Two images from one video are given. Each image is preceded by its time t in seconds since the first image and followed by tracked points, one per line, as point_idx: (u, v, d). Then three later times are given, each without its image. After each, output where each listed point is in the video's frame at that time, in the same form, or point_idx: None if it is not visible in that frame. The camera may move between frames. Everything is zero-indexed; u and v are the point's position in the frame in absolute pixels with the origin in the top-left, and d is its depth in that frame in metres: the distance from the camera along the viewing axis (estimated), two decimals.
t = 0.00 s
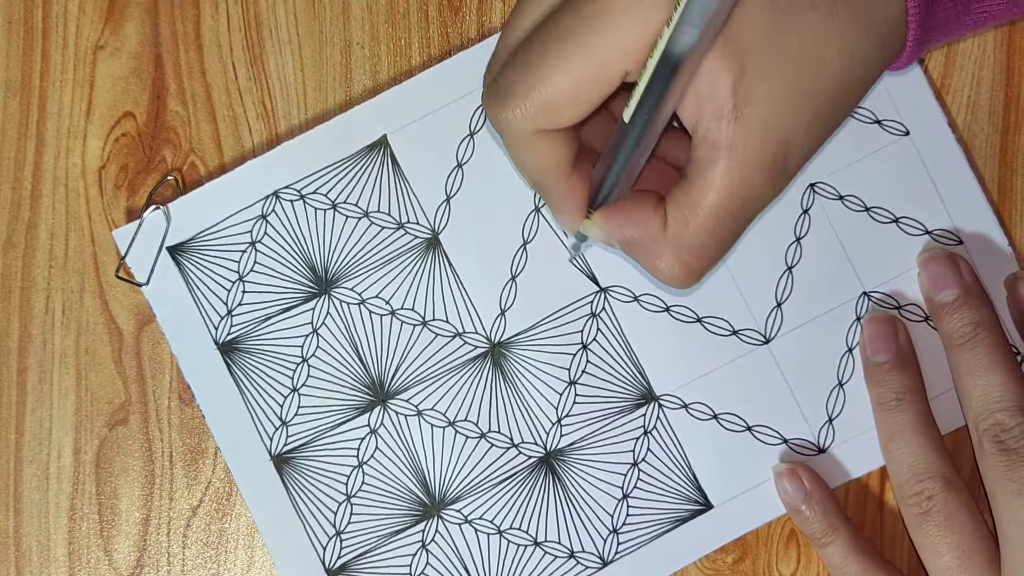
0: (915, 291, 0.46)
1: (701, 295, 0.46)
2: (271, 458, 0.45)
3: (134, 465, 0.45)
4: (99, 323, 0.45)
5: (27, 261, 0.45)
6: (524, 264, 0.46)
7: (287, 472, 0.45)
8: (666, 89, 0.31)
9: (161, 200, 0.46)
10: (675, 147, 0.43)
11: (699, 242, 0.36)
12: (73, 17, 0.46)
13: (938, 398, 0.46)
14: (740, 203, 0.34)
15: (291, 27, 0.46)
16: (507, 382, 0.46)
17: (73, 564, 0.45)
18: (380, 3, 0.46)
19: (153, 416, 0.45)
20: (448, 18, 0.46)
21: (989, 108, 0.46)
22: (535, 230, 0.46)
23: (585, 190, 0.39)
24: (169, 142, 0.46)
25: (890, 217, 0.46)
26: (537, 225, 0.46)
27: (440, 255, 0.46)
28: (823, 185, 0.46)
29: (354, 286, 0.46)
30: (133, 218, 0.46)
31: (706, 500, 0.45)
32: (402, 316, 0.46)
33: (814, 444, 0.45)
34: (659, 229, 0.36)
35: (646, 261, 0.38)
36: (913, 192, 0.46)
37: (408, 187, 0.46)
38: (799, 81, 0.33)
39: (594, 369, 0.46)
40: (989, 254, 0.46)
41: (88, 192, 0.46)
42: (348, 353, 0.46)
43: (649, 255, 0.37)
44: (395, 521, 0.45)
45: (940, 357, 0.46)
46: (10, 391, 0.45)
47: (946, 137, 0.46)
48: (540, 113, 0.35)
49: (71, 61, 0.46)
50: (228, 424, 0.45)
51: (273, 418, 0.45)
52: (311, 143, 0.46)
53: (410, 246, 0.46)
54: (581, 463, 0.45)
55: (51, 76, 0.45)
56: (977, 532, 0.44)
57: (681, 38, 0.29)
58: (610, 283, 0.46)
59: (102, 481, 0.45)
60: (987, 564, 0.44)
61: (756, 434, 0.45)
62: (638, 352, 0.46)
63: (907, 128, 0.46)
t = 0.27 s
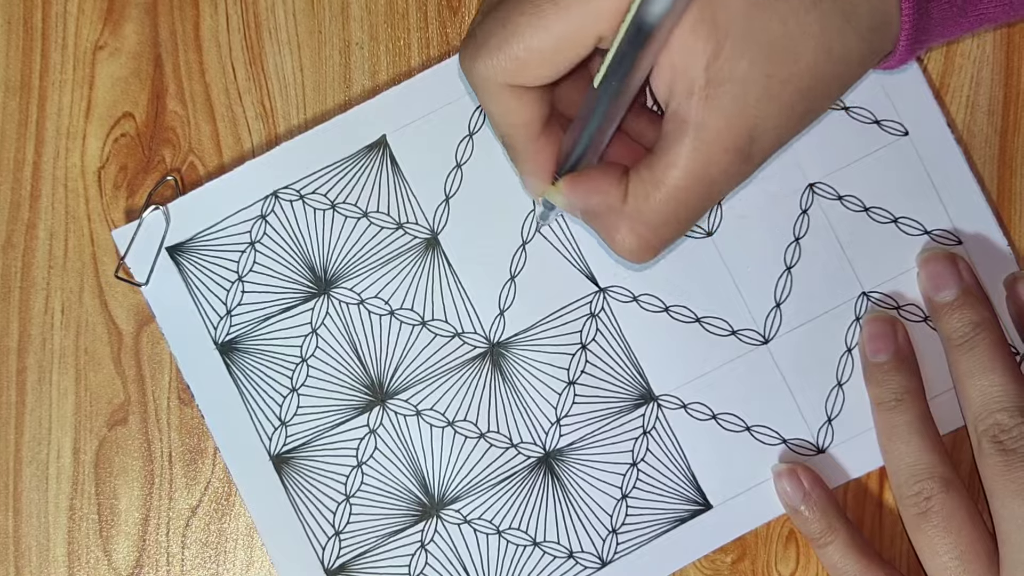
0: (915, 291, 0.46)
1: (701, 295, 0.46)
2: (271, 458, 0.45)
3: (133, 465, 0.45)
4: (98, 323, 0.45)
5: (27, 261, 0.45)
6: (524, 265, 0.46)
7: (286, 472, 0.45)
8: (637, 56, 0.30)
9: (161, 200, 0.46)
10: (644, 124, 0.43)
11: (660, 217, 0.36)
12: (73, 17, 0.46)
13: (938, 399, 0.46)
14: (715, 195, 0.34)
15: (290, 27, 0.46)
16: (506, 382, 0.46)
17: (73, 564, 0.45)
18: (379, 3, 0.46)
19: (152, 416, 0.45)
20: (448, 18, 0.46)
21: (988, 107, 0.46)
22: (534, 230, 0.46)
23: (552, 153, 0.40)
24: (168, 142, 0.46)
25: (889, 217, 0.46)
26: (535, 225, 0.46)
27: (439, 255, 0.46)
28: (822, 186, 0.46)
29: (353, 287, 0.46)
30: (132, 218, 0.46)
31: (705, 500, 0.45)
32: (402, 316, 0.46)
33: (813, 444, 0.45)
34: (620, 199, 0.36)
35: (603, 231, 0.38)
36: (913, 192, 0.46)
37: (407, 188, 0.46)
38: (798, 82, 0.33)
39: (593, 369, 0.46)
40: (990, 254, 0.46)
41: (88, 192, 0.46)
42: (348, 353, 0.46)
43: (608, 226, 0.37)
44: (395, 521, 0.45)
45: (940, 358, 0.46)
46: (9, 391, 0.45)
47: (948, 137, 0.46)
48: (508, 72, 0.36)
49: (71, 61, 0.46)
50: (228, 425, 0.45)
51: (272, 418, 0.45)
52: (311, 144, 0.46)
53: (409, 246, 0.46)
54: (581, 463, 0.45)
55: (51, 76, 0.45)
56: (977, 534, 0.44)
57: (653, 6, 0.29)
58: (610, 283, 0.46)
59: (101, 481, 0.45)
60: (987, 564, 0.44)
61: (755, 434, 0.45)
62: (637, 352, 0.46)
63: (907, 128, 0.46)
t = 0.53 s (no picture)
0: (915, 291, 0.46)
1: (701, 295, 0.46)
2: (272, 457, 0.45)
3: (134, 465, 0.45)
4: (99, 323, 0.45)
5: (27, 261, 0.45)
6: (524, 264, 0.46)
7: (286, 471, 0.45)
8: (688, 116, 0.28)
9: (162, 201, 0.46)
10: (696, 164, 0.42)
11: (732, 255, 0.34)
12: (73, 17, 0.46)
13: (939, 398, 0.46)
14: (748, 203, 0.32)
15: (290, 27, 0.46)
16: (507, 382, 0.46)
17: (73, 564, 0.45)
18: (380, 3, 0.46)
19: (152, 416, 0.45)
20: (448, 18, 0.46)
21: (989, 107, 0.46)
22: (534, 229, 0.46)
23: (612, 221, 0.37)
24: (169, 142, 0.46)
25: (890, 217, 0.46)
26: (535, 225, 0.46)
27: (440, 255, 0.46)
28: (823, 186, 0.46)
29: (354, 286, 0.46)
30: (133, 219, 0.46)
31: (705, 500, 0.45)
32: (402, 316, 0.46)
33: (814, 443, 0.45)
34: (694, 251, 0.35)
35: (681, 281, 0.36)
36: (913, 192, 0.46)
37: (408, 188, 0.46)
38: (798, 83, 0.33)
39: (593, 369, 0.46)
40: (991, 253, 0.46)
41: (88, 192, 0.46)
42: (349, 353, 0.46)
43: (685, 277, 0.36)
44: (395, 521, 0.45)
45: (940, 358, 0.46)
46: (10, 391, 0.45)
47: (948, 138, 0.46)
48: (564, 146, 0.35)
49: (72, 61, 0.46)
50: (228, 425, 0.45)
51: (273, 418, 0.45)
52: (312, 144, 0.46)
53: (410, 246, 0.46)
54: (581, 463, 0.45)
55: (51, 76, 0.45)
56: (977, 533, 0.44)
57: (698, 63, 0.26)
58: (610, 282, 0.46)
59: (102, 481, 0.45)
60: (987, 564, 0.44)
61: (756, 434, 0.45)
62: (638, 353, 0.46)
63: (907, 128, 0.46)
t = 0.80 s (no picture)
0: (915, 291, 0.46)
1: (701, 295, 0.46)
2: (272, 457, 0.45)
3: (134, 465, 0.45)
4: (99, 323, 0.45)
5: (27, 261, 0.45)
6: (524, 264, 0.46)
7: (286, 471, 0.45)
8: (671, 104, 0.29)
9: (161, 201, 0.46)
10: (681, 155, 0.42)
11: (711, 249, 0.34)
12: (73, 17, 0.46)
13: (939, 398, 0.46)
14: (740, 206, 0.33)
15: (290, 27, 0.46)
16: (506, 382, 0.46)
17: (74, 564, 0.45)
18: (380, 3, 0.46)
19: (152, 416, 0.45)
20: (447, 18, 0.46)
21: (989, 107, 0.46)
22: (534, 229, 0.46)
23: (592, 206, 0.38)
24: (169, 142, 0.46)
25: (890, 217, 0.46)
26: (535, 224, 0.46)
27: (440, 256, 0.46)
28: (822, 186, 0.46)
29: (354, 286, 0.46)
30: (133, 219, 0.46)
31: (705, 500, 0.45)
32: (402, 316, 0.46)
33: (814, 443, 0.45)
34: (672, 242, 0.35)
35: (658, 272, 0.36)
36: (913, 192, 0.46)
37: (408, 188, 0.46)
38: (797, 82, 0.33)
39: (593, 369, 0.46)
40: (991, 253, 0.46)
41: (88, 192, 0.46)
42: (348, 352, 0.46)
43: (662, 268, 0.36)
44: (395, 521, 0.45)
45: (940, 357, 0.46)
46: (10, 391, 0.45)
47: (949, 138, 0.46)
48: (542, 129, 0.35)
49: (72, 61, 0.46)
50: (228, 425, 0.45)
51: (273, 418, 0.45)
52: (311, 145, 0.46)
53: (410, 246, 0.46)
54: (580, 463, 0.45)
55: (52, 76, 0.45)
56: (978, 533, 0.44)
57: (684, 50, 0.27)
58: (610, 283, 0.46)
59: (102, 481, 0.45)
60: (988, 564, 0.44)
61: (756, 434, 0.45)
62: (637, 353, 0.46)
63: (907, 127, 0.46)
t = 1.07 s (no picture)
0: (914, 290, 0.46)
1: (700, 296, 0.46)
2: (272, 458, 0.45)
3: (134, 465, 0.45)
4: (99, 323, 0.45)
5: (27, 261, 0.45)
6: (524, 264, 0.46)
7: (286, 471, 0.45)
8: (635, 65, 0.30)
9: (162, 201, 0.46)
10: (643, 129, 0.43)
11: (664, 222, 0.35)
12: (73, 17, 0.46)
13: (939, 398, 0.46)
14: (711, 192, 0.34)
15: (290, 28, 0.46)
16: (506, 382, 0.46)
17: (74, 564, 0.45)
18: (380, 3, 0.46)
19: (152, 416, 0.45)
20: (447, 18, 0.46)
21: (989, 107, 0.46)
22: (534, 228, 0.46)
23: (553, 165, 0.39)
24: (169, 142, 0.46)
25: (890, 217, 0.46)
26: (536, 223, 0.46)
27: (440, 256, 0.46)
28: (822, 186, 0.46)
29: (354, 286, 0.46)
30: (133, 220, 0.45)
31: (705, 500, 0.45)
32: (402, 316, 0.46)
33: (814, 444, 0.45)
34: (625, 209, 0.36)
35: (608, 240, 0.38)
36: (913, 193, 0.46)
37: (408, 188, 0.46)
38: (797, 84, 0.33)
39: (593, 370, 0.46)
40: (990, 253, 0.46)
41: (88, 192, 0.46)
42: (348, 352, 0.46)
43: (612, 235, 0.37)
44: (395, 521, 0.45)
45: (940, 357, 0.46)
46: (10, 391, 0.45)
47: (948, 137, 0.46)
48: (510, 85, 0.36)
49: (72, 61, 0.46)
50: (227, 425, 0.45)
51: (273, 418, 0.45)
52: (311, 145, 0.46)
53: (410, 246, 0.46)
54: (580, 463, 0.45)
55: (52, 76, 0.45)
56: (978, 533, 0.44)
57: (650, 15, 0.28)
58: (610, 283, 0.46)
59: (102, 481, 0.45)
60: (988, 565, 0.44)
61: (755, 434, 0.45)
62: (637, 353, 0.46)
63: (908, 128, 0.46)
